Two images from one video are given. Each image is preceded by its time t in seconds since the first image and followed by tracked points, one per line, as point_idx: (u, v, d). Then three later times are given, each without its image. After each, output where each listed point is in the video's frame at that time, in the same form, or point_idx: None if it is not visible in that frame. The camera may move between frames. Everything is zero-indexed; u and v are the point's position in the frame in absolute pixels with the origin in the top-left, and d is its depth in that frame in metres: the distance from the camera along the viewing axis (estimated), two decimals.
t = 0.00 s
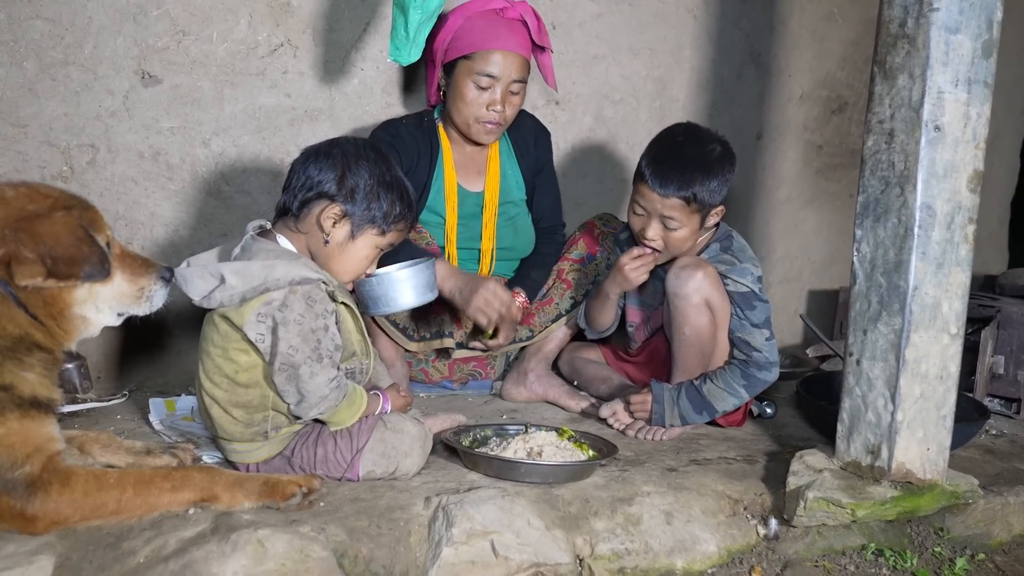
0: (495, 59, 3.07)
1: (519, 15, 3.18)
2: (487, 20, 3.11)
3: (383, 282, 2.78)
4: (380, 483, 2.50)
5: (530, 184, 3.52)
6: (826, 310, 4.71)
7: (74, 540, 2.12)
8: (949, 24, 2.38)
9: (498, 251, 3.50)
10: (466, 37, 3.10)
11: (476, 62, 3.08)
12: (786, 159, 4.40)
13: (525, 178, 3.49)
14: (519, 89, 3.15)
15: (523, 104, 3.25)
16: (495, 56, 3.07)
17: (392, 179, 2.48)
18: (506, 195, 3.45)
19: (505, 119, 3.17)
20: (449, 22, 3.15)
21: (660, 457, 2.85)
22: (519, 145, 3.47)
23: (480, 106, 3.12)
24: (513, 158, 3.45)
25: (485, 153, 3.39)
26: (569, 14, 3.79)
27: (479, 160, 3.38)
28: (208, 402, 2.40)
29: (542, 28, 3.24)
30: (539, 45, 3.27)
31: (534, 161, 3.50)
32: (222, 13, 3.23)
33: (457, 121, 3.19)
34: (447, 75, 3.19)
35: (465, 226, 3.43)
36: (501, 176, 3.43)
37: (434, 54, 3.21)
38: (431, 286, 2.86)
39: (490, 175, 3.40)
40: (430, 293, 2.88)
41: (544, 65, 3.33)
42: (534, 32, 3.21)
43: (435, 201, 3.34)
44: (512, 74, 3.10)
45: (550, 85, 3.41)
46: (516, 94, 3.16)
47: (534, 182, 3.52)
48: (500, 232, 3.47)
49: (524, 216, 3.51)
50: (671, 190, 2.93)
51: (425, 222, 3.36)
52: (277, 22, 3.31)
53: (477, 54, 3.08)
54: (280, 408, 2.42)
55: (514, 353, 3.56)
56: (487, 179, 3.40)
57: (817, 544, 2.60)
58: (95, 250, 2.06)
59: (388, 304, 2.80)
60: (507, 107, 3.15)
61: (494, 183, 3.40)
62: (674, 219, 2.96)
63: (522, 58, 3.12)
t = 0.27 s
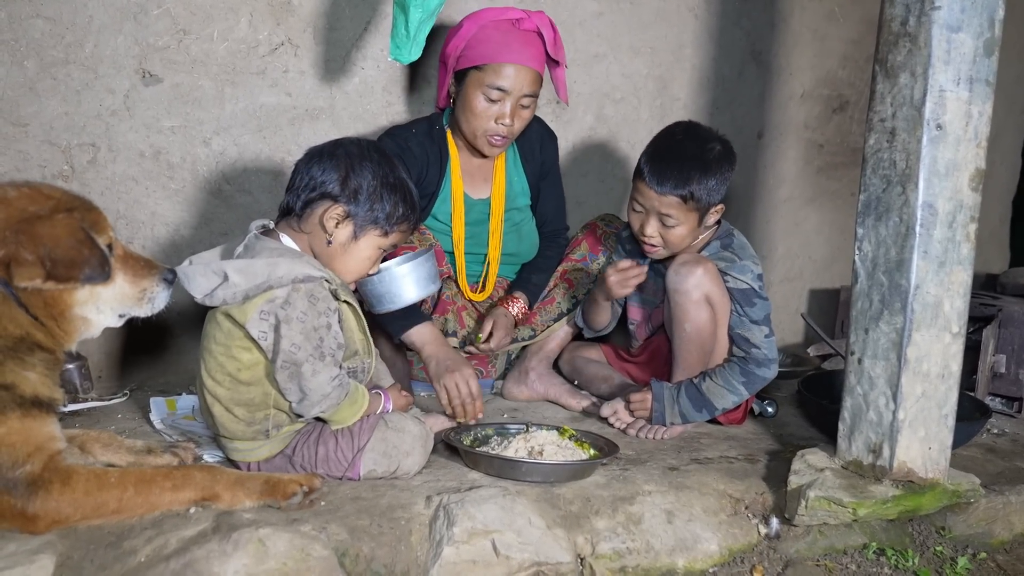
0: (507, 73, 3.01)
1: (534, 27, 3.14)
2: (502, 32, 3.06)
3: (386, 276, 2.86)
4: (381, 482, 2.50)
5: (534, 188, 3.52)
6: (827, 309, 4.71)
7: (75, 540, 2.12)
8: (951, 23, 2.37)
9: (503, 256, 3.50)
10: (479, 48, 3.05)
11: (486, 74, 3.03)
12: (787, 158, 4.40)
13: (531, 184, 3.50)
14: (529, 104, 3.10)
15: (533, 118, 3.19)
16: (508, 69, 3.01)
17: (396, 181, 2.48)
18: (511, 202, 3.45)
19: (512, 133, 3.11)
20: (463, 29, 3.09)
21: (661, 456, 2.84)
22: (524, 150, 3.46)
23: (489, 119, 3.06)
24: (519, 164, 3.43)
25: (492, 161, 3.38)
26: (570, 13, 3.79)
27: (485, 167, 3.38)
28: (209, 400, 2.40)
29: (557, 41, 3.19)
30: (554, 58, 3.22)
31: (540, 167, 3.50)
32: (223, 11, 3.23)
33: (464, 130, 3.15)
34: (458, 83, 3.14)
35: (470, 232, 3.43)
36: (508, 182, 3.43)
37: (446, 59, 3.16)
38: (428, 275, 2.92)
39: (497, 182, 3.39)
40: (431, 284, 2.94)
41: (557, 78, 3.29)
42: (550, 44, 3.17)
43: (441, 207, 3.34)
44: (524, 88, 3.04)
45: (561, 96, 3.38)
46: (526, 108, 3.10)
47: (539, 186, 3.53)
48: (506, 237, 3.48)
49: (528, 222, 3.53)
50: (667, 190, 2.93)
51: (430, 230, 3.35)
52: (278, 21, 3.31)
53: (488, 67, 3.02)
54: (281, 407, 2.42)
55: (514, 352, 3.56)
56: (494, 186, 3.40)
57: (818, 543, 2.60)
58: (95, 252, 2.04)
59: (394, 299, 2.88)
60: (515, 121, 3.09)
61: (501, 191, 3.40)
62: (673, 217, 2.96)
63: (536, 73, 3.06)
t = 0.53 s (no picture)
0: (511, 79, 2.99)
1: (540, 32, 3.12)
2: (507, 37, 3.04)
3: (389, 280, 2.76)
4: (381, 481, 2.50)
5: (537, 190, 3.53)
6: (828, 307, 4.70)
7: (75, 539, 2.12)
8: (952, 20, 2.37)
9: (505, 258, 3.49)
10: (483, 53, 3.03)
11: (490, 81, 3.01)
12: (788, 156, 4.40)
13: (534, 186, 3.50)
14: (533, 110, 3.09)
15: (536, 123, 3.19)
16: (511, 76, 2.99)
17: (398, 180, 2.47)
18: (514, 204, 3.45)
19: (514, 140, 3.10)
20: (467, 34, 3.07)
21: (662, 455, 2.84)
22: (528, 153, 3.45)
23: (493, 125, 3.05)
24: (523, 167, 3.44)
25: (496, 165, 3.38)
26: (570, 12, 3.79)
27: (489, 172, 3.37)
28: (210, 399, 2.40)
29: (562, 48, 3.18)
30: (559, 66, 3.21)
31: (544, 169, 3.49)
32: (223, 10, 3.23)
33: (468, 135, 3.14)
34: (461, 88, 3.12)
35: (473, 235, 3.42)
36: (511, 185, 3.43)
37: (450, 65, 3.13)
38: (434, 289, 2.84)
39: (501, 185, 3.38)
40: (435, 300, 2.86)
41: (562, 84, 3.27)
42: (555, 51, 3.15)
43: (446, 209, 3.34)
44: (527, 95, 3.03)
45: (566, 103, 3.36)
46: (529, 116, 3.10)
47: (541, 188, 3.53)
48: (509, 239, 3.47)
49: (530, 224, 3.53)
50: (673, 187, 2.93)
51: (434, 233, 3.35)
52: (278, 20, 3.31)
53: (491, 74, 3.00)
54: (282, 406, 2.42)
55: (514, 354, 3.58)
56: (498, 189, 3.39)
57: (819, 542, 2.60)
58: (89, 262, 2.03)
59: (393, 303, 2.78)
60: (518, 128, 3.07)
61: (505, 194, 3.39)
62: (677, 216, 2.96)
63: (539, 80, 3.05)
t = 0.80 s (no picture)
0: (516, 78, 2.99)
1: (544, 32, 3.12)
2: (512, 37, 3.04)
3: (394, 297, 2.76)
4: (382, 479, 2.49)
5: (539, 189, 3.52)
6: (829, 305, 4.70)
7: (75, 538, 2.12)
8: (953, 16, 2.36)
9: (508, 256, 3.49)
10: (487, 51, 3.02)
11: (494, 79, 3.00)
12: (788, 154, 4.39)
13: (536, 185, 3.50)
14: (537, 109, 3.08)
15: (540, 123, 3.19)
16: (515, 74, 2.99)
17: (399, 178, 2.49)
18: (516, 203, 3.45)
19: (518, 139, 3.09)
20: (472, 32, 3.07)
21: (663, 453, 2.83)
22: (530, 153, 3.45)
23: (496, 124, 3.04)
24: (525, 166, 3.43)
25: (497, 165, 3.37)
26: (569, 10, 3.78)
27: (492, 172, 3.37)
28: (209, 398, 2.39)
29: (567, 48, 3.18)
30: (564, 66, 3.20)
31: (546, 168, 3.49)
32: (222, 9, 3.22)
33: (471, 134, 3.13)
34: (465, 87, 3.12)
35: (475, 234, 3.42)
36: (512, 184, 3.42)
37: (454, 63, 3.13)
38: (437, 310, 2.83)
39: (503, 184, 3.38)
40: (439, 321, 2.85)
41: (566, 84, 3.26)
42: (560, 51, 3.14)
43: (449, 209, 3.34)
44: (532, 93, 3.02)
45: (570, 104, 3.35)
46: (533, 114, 3.09)
47: (543, 187, 3.53)
48: (512, 238, 3.47)
49: (533, 222, 3.53)
50: (679, 190, 2.91)
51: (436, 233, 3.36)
52: (277, 19, 3.30)
53: (496, 72, 3.00)
54: (282, 405, 2.41)
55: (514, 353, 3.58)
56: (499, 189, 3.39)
57: (820, 539, 2.59)
58: (76, 277, 2.02)
59: (394, 320, 2.77)
60: (522, 126, 3.07)
61: (507, 193, 3.38)
62: (681, 220, 2.95)
63: (544, 79, 3.04)
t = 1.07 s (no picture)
0: (516, 79, 2.98)
1: (545, 33, 3.11)
2: (513, 38, 3.04)
3: (387, 329, 2.74)
4: (382, 478, 2.49)
5: (539, 188, 3.53)
6: (830, 304, 4.69)
7: (76, 536, 2.12)
8: (955, 14, 2.36)
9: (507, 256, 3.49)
10: (487, 52, 3.02)
11: (494, 81, 3.00)
12: (789, 153, 4.39)
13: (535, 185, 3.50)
14: (537, 111, 3.08)
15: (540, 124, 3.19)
16: (516, 75, 2.98)
17: (394, 171, 2.50)
18: (516, 203, 3.45)
19: (518, 140, 3.09)
20: (473, 32, 3.06)
21: (664, 452, 2.83)
22: (530, 153, 3.44)
23: (496, 126, 3.04)
24: (525, 166, 3.43)
25: (497, 165, 3.37)
26: (570, 8, 3.78)
27: (491, 172, 3.37)
28: (209, 398, 2.39)
29: (568, 50, 3.17)
30: (564, 67, 3.20)
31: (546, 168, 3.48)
32: (223, 8, 3.22)
33: (471, 135, 3.13)
34: (465, 87, 3.11)
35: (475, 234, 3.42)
36: (512, 183, 3.42)
37: (453, 64, 3.12)
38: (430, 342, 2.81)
39: (502, 185, 3.38)
40: (430, 354, 2.86)
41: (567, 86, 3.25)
42: (560, 52, 3.14)
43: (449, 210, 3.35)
44: (532, 95, 3.01)
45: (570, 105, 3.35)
46: (534, 115, 3.09)
47: (544, 186, 3.52)
48: (512, 237, 3.47)
49: (533, 222, 3.53)
50: (679, 195, 2.90)
51: (436, 233, 3.37)
52: (278, 17, 3.30)
53: (496, 73, 2.99)
54: (282, 404, 2.41)
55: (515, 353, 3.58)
56: (498, 189, 3.39)
57: (821, 538, 2.58)
58: (73, 283, 2.02)
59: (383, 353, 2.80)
60: (522, 128, 3.07)
61: (506, 193, 3.38)
62: (680, 226, 2.95)
63: (544, 81, 3.03)
